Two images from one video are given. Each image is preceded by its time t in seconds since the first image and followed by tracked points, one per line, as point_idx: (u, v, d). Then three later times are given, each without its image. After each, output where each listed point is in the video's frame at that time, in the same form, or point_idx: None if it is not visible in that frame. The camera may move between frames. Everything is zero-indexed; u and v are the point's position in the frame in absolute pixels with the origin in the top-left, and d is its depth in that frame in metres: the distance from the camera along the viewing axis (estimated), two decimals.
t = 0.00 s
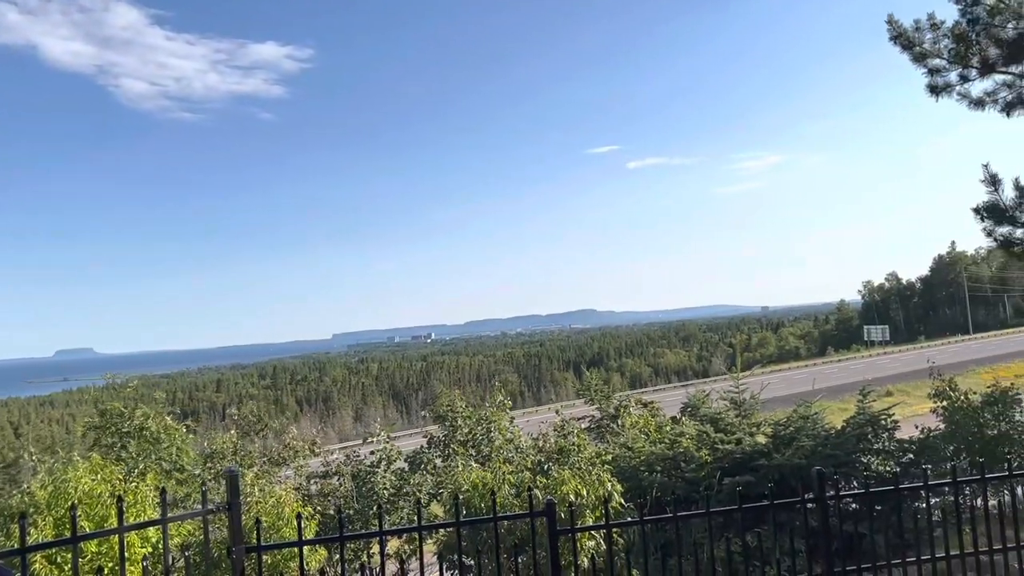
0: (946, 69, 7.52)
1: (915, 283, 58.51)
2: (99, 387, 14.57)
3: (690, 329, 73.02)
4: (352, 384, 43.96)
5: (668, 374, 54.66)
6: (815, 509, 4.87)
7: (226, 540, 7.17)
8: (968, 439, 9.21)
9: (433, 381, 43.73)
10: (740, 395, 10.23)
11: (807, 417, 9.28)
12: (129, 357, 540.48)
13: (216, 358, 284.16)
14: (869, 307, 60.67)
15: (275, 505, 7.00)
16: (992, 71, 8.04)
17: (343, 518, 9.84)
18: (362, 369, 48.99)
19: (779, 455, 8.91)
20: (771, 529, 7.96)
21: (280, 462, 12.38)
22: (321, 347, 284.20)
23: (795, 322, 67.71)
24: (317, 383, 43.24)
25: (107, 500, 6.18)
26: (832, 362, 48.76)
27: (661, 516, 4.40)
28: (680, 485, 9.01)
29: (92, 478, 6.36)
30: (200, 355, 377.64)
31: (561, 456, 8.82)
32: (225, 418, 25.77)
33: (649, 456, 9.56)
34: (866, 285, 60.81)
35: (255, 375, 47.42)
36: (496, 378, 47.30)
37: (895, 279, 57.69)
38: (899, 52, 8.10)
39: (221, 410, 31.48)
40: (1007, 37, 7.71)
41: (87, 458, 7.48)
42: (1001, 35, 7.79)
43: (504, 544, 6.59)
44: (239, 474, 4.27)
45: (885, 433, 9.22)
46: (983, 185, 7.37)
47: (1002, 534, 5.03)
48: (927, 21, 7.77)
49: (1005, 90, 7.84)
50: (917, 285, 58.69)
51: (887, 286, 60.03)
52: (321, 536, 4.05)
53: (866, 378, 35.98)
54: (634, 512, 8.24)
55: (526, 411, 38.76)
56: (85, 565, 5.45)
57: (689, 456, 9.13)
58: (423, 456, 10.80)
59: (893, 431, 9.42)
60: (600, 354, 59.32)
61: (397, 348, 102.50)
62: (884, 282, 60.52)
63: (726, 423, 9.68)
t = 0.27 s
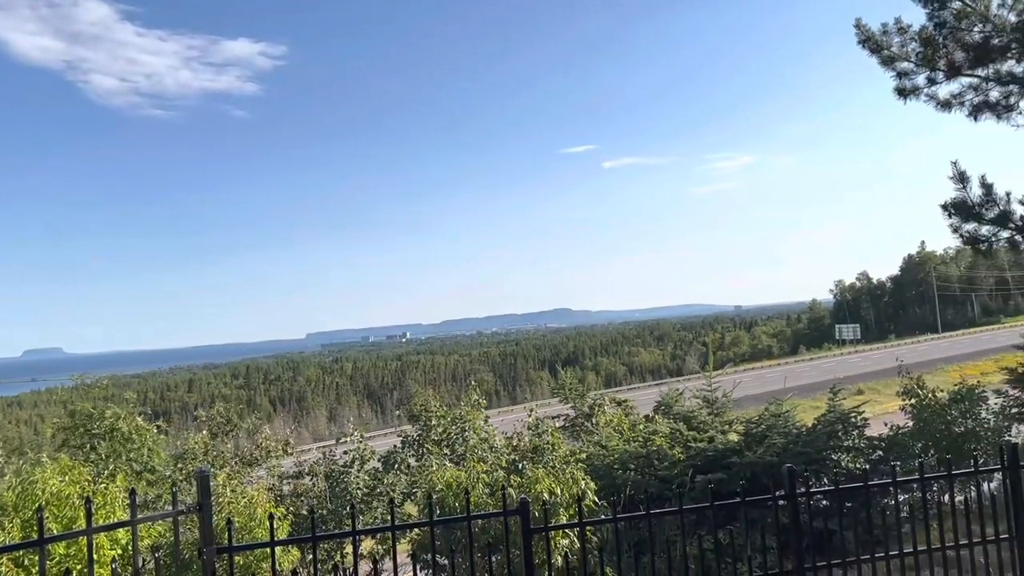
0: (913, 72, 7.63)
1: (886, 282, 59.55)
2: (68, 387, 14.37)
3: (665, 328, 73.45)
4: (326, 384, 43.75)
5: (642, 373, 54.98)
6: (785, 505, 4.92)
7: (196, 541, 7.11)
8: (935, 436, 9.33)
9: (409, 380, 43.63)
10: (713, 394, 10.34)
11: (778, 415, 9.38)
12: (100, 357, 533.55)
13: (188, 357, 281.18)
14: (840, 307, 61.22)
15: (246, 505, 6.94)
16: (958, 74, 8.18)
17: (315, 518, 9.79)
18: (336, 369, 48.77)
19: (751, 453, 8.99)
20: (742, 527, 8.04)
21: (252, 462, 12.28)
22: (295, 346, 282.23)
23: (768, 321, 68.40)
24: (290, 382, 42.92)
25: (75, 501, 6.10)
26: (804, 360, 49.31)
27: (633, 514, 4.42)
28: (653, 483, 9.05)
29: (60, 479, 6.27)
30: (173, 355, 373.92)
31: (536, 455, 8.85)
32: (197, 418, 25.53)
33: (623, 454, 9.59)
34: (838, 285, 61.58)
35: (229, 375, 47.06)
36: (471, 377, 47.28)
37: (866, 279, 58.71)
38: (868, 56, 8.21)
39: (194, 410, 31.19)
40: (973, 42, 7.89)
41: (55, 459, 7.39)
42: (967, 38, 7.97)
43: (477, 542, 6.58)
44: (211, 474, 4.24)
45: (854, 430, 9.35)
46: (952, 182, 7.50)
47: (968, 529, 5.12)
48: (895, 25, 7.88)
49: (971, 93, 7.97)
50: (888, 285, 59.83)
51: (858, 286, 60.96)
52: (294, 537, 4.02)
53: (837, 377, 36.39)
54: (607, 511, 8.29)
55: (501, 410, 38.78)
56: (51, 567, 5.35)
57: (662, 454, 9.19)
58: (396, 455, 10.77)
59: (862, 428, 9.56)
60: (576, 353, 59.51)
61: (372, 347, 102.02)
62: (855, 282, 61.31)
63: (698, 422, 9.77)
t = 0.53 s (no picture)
0: (885, 73, 7.71)
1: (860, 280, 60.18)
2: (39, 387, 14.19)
3: (641, 326, 73.78)
4: (302, 383, 43.50)
5: (619, 371, 55.20)
6: (759, 502, 4.96)
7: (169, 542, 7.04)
8: (907, 432, 9.45)
9: (385, 379, 43.49)
10: (688, 391, 10.43)
11: (753, 412, 9.47)
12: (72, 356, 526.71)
13: (163, 357, 278.29)
14: (814, 305, 61.86)
15: (220, 505, 6.89)
16: (929, 76, 8.29)
17: (290, 518, 9.73)
18: (313, 368, 48.50)
19: (725, 450, 9.06)
20: (717, 523, 8.11)
21: (227, 461, 12.19)
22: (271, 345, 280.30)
23: (744, 319, 68.93)
24: (266, 381, 42.59)
25: (46, 502, 6.02)
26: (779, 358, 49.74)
27: (610, 511, 4.44)
28: (629, 480, 9.09)
29: (30, 480, 6.19)
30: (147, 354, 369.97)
31: (512, 453, 8.87)
32: (170, 418, 25.28)
33: (599, 451, 9.62)
34: (812, 283, 62.20)
35: (203, 375, 46.64)
36: (448, 376, 47.21)
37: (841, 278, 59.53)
38: (840, 57, 8.30)
39: (167, 410, 30.88)
40: (943, 43, 8.00)
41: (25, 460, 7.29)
42: (937, 40, 8.09)
43: (453, 540, 6.58)
44: (183, 474, 4.21)
45: (827, 427, 9.45)
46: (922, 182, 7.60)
47: (938, 524, 5.20)
48: (866, 27, 7.97)
49: (942, 94, 8.08)
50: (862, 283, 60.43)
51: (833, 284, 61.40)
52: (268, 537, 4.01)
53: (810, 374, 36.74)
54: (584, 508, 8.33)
55: (478, 408, 38.77)
56: (21, 568, 5.29)
57: (638, 452, 9.24)
58: (373, 455, 10.74)
59: (836, 425, 9.66)
60: (553, 351, 59.63)
61: (349, 346, 101.53)
62: (829, 280, 62.02)
63: (674, 419, 9.83)
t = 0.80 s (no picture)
0: (861, 73, 7.78)
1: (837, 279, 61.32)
2: (10, 388, 13.98)
3: (620, 325, 74.08)
4: (280, 382, 43.24)
5: (599, 369, 55.36)
6: (736, 499, 4.99)
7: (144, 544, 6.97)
8: (881, 429, 9.55)
9: (364, 378, 43.31)
10: (666, 389, 10.51)
11: (730, 410, 9.54)
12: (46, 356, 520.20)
13: (139, 356, 275.38)
14: (791, 303, 62.46)
15: (196, 505, 6.83)
16: (903, 76, 8.38)
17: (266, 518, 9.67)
18: (291, 367, 48.21)
19: (703, 447, 9.11)
20: (695, 520, 8.16)
21: (204, 462, 12.08)
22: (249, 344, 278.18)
23: (722, 317, 69.35)
24: (243, 381, 42.25)
25: (18, 504, 5.93)
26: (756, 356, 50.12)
27: (588, 510, 4.45)
28: (608, 478, 9.11)
29: (1, 482, 6.10)
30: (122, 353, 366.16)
31: (491, 451, 8.88)
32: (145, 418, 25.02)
33: (577, 449, 9.62)
34: (789, 281, 62.74)
35: (180, 374, 46.22)
36: (428, 375, 47.13)
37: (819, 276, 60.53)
38: (816, 57, 8.36)
39: (143, 409, 30.56)
40: (917, 44, 8.08)
41: None
42: (911, 41, 8.17)
43: (431, 540, 6.56)
44: (158, 475, 4.17)
45: (804, 424, 9.52)
46: (896, 184, 7.69)
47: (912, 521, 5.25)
48: (842, 28, 8.03)
49: (916, 94, 8.17)
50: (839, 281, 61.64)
51: (809, 282, 62.39)
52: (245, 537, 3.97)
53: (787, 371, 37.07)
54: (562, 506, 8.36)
55: (458, 407, 38.74)
56: None
57: (617, 450, 9.26)
58: (351, 454, 10.69)
59: (812, 422, 9.73)
60: (533, 349, 59.69)
61: (328, 345, 101.01)
62: (805, 279, 62.69)
63: (652, 417, 9.88)
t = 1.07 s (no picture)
0: (839, 72, 7.85)
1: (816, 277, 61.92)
2: None
3: (601, 323, 74.26)
4: (261, 381, 42.99)
5: (580, 367, 55.48)
6: (715, 496, 5.02)
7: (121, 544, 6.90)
8: (859, 426, 9.63)
9: (345, 377, 43.15)
10: (646, 387, 10.56)
11: (709, 407, 9.59)
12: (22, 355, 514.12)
13: (117, 355, 272.75)
14: (771, 301, 62.92)
15: (174, 505, 6.77)
16: (880, 76, 8.45)
17: (245, 518, 9.62)
18: (271, 365, 47.93)
19: (683, 444, 9.16)
20: (675, 517, 8.20)
21: (183, 461, 11.99)
22: (229, 343, 276.27)
23: (703, 315, 69.74)
24: (223, 380, 41.90)
25: None
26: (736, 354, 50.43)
27: (569, 507, 4.46)
28: (589, 476, 9.12)
29: None
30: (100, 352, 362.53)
31: (472, 449, 8.88)
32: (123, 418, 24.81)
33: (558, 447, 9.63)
34: (769, 280, 63.19)
35: (158, 373, 45.83)
36: (409, 373, 47.03)
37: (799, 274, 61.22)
38: (795, 56, 8.42)
39: (121, 408, 30.27)
40: (893, 44, 8.16)
41: None
42: (888, 41, 8.25)
43: (411, 539, 6.54)
44: (135, 475, 4.14)
45: (783, 421, 9.58)
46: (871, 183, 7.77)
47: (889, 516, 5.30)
48: (821, 27, 8.09)
49: (893, 94, 8.25)
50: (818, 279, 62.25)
51: (789, 280, 62.94)
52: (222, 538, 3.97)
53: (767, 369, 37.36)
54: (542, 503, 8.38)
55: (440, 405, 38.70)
56: None
57: (597, 448, 9.29)
58: (331, 454, 10.64)
59: (791, 419, 9.80)
60: (515, 347, 59.70)
61: (309, 343, 100.52)
62: (785, 277, 63.16)
63: (632, 414, 9.92)
